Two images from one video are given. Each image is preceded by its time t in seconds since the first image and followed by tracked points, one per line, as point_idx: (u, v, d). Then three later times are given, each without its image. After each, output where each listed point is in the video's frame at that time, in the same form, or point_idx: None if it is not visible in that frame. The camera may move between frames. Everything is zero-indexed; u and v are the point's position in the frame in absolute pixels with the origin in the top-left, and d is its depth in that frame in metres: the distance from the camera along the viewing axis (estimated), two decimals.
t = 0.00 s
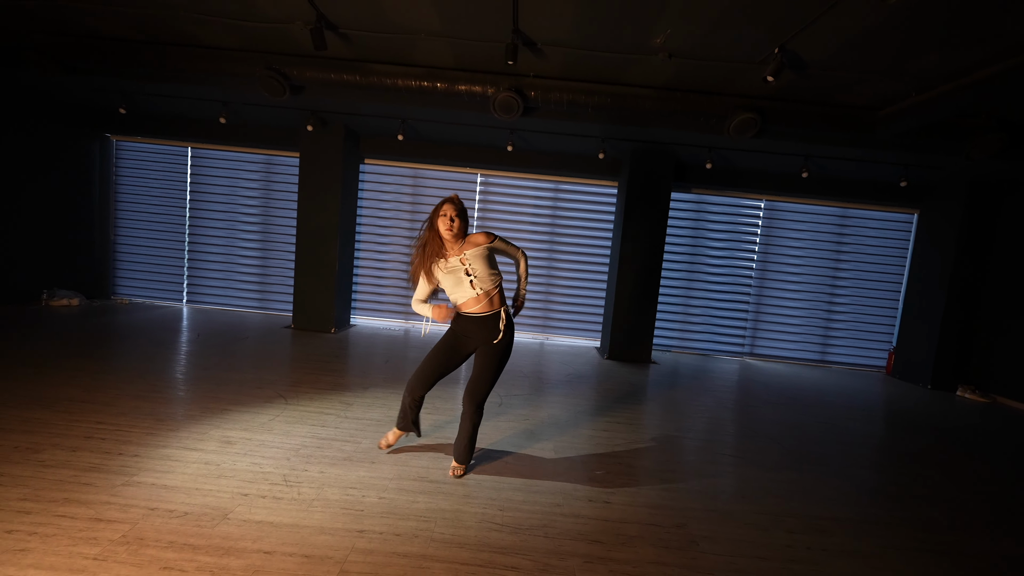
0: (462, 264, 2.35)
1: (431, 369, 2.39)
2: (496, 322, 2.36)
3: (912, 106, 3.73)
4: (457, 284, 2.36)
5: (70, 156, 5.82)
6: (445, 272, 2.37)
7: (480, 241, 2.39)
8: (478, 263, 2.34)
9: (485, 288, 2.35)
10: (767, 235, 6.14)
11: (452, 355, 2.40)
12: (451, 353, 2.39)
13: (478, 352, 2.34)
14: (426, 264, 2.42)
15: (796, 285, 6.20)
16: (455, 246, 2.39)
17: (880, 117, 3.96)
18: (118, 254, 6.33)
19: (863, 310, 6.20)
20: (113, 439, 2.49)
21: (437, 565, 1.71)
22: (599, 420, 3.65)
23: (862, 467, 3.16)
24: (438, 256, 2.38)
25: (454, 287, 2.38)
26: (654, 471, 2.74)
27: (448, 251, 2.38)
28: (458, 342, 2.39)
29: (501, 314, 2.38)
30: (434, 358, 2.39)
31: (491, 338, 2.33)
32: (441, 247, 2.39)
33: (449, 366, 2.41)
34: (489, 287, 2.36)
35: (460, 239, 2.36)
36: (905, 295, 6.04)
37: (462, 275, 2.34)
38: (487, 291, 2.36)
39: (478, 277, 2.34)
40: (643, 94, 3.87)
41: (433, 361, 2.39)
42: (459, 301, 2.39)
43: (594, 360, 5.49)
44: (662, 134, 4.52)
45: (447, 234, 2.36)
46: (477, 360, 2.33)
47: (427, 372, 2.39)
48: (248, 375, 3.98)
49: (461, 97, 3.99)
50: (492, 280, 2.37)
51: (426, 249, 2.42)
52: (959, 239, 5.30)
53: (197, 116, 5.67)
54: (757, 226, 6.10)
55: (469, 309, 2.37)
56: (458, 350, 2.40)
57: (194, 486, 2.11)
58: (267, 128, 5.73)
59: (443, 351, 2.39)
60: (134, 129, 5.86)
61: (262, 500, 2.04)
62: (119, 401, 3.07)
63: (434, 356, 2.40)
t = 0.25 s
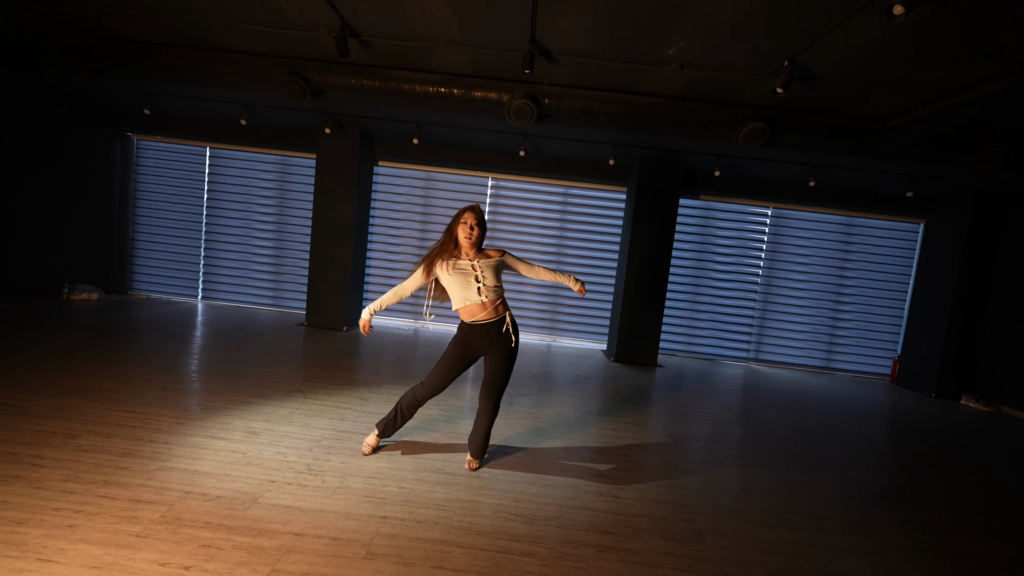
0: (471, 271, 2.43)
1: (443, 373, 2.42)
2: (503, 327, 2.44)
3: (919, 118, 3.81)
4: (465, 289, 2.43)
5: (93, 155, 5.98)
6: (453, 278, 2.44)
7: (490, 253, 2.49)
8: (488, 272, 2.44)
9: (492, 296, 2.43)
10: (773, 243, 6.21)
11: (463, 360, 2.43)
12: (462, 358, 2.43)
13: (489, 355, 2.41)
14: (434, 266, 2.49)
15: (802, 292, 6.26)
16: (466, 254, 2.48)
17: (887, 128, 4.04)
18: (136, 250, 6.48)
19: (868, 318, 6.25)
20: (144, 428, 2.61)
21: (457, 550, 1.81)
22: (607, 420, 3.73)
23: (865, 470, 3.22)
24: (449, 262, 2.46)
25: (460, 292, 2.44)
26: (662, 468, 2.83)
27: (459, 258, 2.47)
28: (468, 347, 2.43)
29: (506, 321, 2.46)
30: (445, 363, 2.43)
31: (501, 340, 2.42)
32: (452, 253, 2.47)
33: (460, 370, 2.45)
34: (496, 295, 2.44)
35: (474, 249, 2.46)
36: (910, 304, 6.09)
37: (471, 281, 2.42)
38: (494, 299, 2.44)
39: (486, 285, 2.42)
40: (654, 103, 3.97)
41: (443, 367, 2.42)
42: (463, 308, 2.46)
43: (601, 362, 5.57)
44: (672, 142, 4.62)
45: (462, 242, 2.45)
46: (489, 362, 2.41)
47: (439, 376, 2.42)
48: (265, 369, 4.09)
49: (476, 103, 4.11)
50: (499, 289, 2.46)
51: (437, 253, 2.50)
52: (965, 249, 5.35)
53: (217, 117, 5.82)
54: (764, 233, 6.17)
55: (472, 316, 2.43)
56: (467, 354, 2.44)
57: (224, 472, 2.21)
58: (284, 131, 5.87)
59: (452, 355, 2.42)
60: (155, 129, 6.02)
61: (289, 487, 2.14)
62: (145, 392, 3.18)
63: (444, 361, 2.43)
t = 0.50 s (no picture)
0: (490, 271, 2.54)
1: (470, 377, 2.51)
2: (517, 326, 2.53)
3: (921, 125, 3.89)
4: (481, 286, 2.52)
5: (109, 155, 6.10)
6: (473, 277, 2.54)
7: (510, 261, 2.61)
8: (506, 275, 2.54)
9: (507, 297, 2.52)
10: (777, 246, 6.29)
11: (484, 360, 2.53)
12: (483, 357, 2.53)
13: (506, 353, 2.50)
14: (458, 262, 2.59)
15: (805, 295, 6.34)
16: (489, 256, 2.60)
17: (890, 135, 4.13)
18: (149, 249, 6.59)
19: (870, 321, 6.33)
20: (170, 420, 2.70)
21: (476, 536, 1.90)
22: (614, 418, 3.82)
23: (866, 468, 3.31)
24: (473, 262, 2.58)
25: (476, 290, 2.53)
26: (669, 464, 2.91)
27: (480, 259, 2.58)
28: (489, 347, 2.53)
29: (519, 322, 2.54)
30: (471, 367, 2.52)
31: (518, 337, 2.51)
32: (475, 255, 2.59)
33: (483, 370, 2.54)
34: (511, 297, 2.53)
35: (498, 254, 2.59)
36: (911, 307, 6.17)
37: (488, 280, 2.51)
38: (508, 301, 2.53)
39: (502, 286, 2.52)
40: (662, 108, 4.07)
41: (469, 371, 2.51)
42: (475, 303, 2.54)
43: (606, 362, 5.66)
44: (678, 146, 4.71)
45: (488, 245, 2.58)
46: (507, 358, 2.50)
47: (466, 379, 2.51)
48: (279, 366, 4.19)
49: (488, 107, 4.20)
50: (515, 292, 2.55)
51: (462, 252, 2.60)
52: (966, 253, 5.43)
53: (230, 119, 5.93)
54: (767, 236, 6.26)
55: (485, 312, 2.51)
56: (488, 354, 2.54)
57: (250, 462, 2.31)
58: (296, 133, 5.98)
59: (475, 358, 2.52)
60: (170, 130, 6.14)
61: (312, 477, 2.23)
62: (168, 386, 3.28)
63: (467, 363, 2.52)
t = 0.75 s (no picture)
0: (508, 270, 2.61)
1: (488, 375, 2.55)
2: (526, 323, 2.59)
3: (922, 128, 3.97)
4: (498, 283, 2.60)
5: (119, 156, 6.18)
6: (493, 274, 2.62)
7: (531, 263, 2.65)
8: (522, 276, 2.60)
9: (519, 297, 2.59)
10: (780, 246, 6.35)
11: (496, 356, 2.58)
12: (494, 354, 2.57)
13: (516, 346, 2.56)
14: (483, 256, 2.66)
15: (808, 294, 6.40)
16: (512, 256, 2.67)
17: (892, 137, 4.19)
18: (158, 248, 6.67)
19: (872, 320, 6.39)
20: (190, 415, 2.77)
21: (494, 526, 1.96)
22: (621, 415, 3.89)
23: (869, 464, 3.37)
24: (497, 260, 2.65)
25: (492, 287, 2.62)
26: (677, 459, 2.98)
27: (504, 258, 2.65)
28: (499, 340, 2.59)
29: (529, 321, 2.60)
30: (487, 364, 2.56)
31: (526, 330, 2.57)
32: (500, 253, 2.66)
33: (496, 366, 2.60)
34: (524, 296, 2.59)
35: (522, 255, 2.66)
36: (913, 307, 6.23)
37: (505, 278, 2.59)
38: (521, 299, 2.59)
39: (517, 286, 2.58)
40: (667, 111, 4.13)
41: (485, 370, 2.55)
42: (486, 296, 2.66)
43: (611, 360, 5.72)
44: (683, 148, 4.78)
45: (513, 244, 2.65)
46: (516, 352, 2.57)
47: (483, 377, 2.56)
48: (291, 363, 4.26)
49: (496, 110, 4.27)
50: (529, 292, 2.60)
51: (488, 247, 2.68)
52: (967, 253, 5.49)
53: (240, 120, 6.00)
54: (771, 236, 6.32)
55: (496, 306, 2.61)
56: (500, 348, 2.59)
57: (271, 455, 2.37)
58: (305, 134, 6.05)
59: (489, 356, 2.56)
60: (180, 131, 6.21)
61: (332, 470, 2.30)
62: (186, 383, 3.35)
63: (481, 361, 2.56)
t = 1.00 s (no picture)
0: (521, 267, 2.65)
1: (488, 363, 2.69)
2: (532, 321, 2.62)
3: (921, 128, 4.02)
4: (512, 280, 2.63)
5: (125, 161, 6.23)
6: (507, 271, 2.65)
7: (543, 257, 2.66)
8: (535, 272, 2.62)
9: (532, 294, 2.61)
10: (781, 245, 6.41)
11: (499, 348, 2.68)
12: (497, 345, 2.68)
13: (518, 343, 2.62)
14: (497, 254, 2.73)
15: (809, 293, 6.46)
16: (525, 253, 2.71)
17: (892, 136, 4.24)
18: (163, 251, 6.71)
19: (873, 317, 6.44)
20: (207, 416, 2.83)
21: (509, 521, 2.01)
22: (628, 412, 3.94)
23: (872, 459, 3.43)
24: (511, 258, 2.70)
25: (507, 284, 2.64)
26: (684, 455, 3.04)
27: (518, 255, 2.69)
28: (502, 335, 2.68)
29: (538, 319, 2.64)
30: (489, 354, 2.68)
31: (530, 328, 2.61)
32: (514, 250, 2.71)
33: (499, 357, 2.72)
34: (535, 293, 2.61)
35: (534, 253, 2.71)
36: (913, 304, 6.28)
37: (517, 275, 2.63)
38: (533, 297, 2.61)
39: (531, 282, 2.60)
40: (670, 112, 4.19)
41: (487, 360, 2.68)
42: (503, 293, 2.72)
43: (615, 359, 5.78)
44: (685, 149, 4.83)
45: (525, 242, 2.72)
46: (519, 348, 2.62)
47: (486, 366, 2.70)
48: (301, 364, 4.31)
49: (501, 113, 4.33)
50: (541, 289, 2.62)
51: (501, 246, 2.76)
52: (967, 251, 5.54)
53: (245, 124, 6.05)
54: (772, 235, 6.38)
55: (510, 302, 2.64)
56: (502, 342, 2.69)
57: (288, 455, 2.43)
58: (309, 137, 6.10)
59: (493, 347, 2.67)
60: (185, 135, 6.26)
61: (348, 469, 2.35)
62: (200, 385, 3.40)
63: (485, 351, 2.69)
